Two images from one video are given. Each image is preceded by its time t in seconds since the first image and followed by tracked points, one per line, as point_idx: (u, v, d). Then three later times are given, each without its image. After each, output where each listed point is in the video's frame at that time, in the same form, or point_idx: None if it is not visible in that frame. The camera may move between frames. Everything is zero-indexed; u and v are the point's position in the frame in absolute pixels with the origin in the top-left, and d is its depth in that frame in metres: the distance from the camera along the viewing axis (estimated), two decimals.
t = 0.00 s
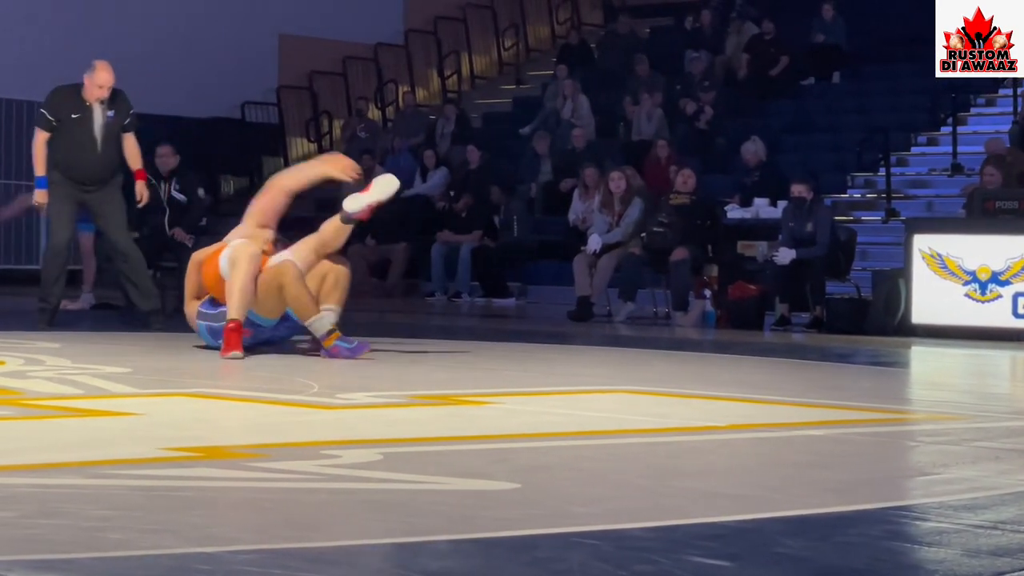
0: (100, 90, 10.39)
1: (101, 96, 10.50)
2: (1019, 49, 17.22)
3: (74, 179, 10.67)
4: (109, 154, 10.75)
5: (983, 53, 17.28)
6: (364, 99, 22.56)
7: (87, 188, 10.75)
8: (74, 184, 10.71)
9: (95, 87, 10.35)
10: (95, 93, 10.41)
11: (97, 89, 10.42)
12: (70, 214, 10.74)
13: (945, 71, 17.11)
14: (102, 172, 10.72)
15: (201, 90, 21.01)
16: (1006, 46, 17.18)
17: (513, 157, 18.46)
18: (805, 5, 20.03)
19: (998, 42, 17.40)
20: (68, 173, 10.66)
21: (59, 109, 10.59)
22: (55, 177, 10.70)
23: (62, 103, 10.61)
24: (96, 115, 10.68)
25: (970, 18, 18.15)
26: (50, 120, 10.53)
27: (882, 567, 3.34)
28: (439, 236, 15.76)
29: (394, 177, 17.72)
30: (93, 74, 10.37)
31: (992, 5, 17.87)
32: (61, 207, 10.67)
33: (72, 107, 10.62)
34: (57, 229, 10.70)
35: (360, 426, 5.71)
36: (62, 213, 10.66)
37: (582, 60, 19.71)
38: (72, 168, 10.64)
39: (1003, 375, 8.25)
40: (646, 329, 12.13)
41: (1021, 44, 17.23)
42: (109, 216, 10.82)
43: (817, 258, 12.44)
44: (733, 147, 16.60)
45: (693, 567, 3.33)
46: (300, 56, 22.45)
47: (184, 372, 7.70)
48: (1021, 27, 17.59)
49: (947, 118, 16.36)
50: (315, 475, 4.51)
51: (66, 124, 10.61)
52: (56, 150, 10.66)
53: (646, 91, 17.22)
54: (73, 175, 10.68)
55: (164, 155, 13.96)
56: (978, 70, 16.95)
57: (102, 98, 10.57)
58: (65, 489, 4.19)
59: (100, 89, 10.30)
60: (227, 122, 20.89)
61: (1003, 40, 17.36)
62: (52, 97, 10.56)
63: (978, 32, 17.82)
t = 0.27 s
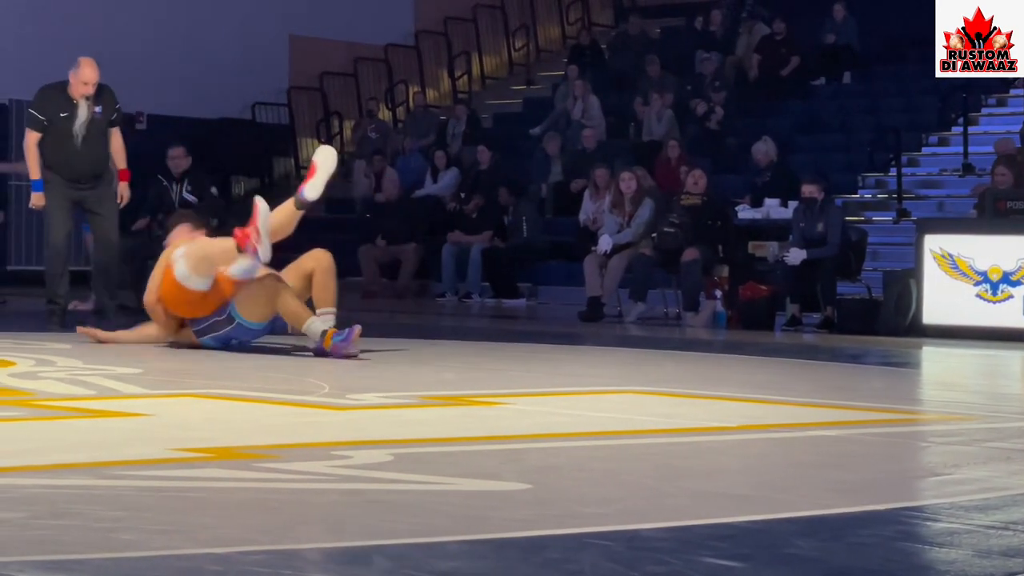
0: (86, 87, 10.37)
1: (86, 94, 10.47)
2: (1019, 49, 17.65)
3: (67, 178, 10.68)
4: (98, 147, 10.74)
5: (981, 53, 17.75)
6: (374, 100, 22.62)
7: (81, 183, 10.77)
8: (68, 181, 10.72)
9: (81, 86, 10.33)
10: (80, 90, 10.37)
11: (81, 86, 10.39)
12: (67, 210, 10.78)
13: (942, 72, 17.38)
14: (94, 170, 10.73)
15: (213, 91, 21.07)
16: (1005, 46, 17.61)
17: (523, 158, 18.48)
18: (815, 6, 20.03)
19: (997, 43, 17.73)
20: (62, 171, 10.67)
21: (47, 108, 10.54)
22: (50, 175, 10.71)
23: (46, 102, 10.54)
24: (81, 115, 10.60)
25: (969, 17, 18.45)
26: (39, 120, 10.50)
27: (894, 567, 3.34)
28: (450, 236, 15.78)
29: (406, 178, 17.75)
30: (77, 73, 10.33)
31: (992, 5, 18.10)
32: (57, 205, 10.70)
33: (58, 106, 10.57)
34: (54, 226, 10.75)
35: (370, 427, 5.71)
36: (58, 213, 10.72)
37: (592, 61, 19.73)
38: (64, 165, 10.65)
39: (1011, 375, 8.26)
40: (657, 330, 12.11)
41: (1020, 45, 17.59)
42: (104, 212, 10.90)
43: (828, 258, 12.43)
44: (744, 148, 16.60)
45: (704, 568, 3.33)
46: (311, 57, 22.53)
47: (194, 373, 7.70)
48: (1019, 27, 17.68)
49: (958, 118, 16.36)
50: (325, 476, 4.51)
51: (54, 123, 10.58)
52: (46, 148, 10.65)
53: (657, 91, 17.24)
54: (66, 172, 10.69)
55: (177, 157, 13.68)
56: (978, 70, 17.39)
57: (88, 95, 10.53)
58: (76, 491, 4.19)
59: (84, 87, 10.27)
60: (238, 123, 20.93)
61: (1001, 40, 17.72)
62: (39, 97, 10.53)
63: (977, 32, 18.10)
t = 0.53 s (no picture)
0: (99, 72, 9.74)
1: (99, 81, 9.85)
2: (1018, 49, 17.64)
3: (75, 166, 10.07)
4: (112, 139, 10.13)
5: (982, 53, 17.68)
6: (392, 102, 22.62)
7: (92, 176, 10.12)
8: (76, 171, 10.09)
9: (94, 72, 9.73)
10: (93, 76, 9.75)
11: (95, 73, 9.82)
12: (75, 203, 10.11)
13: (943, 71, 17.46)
14: (106, 162, 10.12)
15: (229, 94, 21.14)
16: (1004, 46, 17.63)
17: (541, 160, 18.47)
18: (833, 7, 19.97)
19: (998, 42, 17.72)
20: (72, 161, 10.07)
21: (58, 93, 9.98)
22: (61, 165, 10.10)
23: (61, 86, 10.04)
24: (92, 102, 10.00)
25: (969, 16, 18.46)
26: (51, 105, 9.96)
27: (913, 570, 3.33)
28: (467, 238, 15.78)
29: (422, 180, 17.75)
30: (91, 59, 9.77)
31: (991, 5, 18.07)
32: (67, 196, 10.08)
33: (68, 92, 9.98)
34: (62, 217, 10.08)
35: (390, 428, 5.72)
36: (65, 202, 10.10)
37: (610, 63, 19.70)
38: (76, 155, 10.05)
39: None
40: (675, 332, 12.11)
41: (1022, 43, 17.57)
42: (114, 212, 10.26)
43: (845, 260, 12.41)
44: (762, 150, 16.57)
45: (723, 569, 3.32)
46: (328, 60, 22.57)
47: (213, 376, 7.73)
48: None
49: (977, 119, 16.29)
50: (345, 478, 4.51)
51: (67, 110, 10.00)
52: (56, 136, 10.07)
53: (675, 93, 17.21)
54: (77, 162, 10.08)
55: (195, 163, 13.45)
56: (980, 70, 17.41)
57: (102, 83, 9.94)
58: (97, 492, 4.21)
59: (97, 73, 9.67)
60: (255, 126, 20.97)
61: (1002, 40, 17.69)
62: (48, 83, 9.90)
63: (978, 31, 18.12)
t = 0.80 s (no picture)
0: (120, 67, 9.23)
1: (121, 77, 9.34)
2: (1018, 49, 17.80)
3: (94, 162, 9.48)
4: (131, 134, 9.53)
5: (982, 52, 17.93)
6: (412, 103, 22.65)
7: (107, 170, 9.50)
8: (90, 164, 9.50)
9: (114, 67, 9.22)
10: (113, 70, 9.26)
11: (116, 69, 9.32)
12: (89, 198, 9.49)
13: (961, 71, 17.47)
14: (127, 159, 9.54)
15: (250, 95, 21.21)
16: (1005, 46, 17.78)
17: (562, 160, 18.48)
18: (854, 7, 19.93)
19: (998, 42, 17.89)
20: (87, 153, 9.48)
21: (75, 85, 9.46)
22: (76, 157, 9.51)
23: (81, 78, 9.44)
24: (116, 99, 9.46)
25: (969, 17, 18.69)
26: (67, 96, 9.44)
27: (935, 570, 3.32)
28: (487, 239, 15.72)
29: (443, 181, 17.76)
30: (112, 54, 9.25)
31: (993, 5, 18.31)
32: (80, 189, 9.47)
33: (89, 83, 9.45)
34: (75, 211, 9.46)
35: (409, 429, 5.72)
36: (81, 200, 9.48)
37: (631, 63, 19.68)
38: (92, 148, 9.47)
39: None
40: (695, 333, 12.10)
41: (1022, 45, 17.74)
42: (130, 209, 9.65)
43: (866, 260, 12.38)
44: (783, 151, 16.54)
45: (744, 569, 3.32)
46: (348, 61, 22.63)
47: (235, 376, 7.75)
48: None
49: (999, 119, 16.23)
50: (365, 478, 4.51)
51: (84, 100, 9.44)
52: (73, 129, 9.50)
53: (696, 93, 17.20)
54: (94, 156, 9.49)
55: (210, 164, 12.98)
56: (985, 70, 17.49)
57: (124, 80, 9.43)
58: (118, 492, 4.22)
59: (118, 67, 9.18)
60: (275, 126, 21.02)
61: (1001, 40, 17.87)
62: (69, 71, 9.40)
63: (978, 31, 18.30)
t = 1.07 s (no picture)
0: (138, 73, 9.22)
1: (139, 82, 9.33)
2: (1018, 48, 17.82)
3: (116, 164, 9.48)
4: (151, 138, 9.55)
5: (983, 53, 18.04)
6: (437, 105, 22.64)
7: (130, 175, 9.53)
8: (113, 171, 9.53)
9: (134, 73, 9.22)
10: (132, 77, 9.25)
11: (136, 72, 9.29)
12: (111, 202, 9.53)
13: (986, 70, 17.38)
14: (148, 159, 9.53)
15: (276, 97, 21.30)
16: (1005, 47, 17.83)
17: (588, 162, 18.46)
18: (882, 7, 19.82)
19: (998, 42, 17.94)
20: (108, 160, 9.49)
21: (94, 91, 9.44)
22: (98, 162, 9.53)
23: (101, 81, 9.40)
24: (136, 100, 9.39)
25: (969, 17, 18.72)
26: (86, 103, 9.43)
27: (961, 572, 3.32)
28: (513, 241, 15.80)
29: (468, 182, 17.76)
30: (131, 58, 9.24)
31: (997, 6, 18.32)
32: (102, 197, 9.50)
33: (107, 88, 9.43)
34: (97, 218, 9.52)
35: (435, 431, 5.73)
36: (104, 202, 9.51)
37: (657, 64, 19.62)
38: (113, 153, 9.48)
39: None
40: (721, 334, 12.08)
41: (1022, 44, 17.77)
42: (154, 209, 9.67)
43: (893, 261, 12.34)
44: (808, 151, 16.48)
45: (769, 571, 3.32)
46: (373, 63, 22.68)
47: (261, 378, 7.77)
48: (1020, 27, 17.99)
49: None
50: (390, 480, 4.53)
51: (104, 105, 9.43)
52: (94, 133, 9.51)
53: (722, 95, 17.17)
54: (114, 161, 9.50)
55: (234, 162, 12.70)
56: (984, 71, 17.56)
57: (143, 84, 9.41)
58: (146, 493, 4.24)
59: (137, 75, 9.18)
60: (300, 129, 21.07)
61: (1001, 40, 17.92)
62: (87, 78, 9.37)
63: (979, 32, 18.32)
